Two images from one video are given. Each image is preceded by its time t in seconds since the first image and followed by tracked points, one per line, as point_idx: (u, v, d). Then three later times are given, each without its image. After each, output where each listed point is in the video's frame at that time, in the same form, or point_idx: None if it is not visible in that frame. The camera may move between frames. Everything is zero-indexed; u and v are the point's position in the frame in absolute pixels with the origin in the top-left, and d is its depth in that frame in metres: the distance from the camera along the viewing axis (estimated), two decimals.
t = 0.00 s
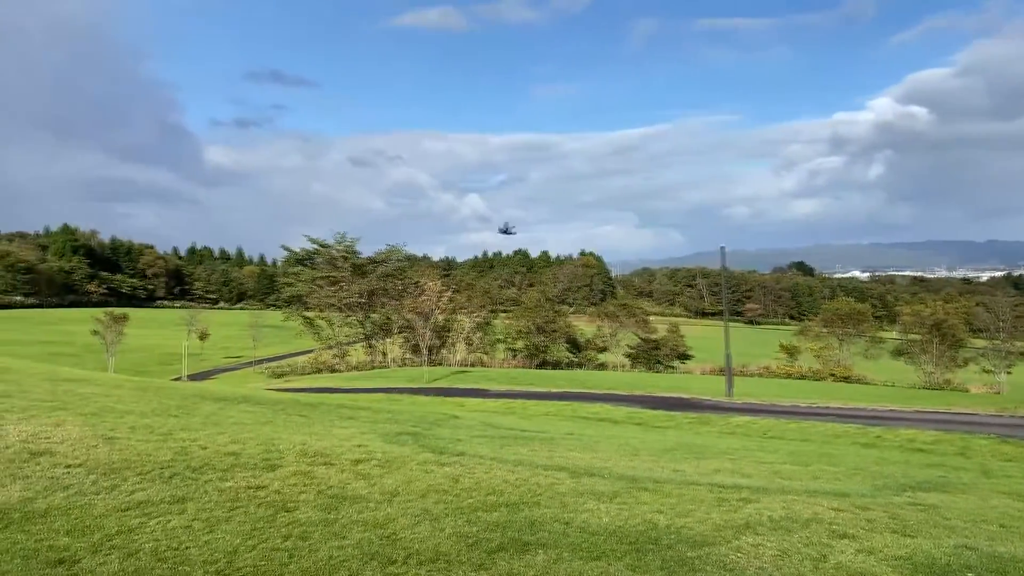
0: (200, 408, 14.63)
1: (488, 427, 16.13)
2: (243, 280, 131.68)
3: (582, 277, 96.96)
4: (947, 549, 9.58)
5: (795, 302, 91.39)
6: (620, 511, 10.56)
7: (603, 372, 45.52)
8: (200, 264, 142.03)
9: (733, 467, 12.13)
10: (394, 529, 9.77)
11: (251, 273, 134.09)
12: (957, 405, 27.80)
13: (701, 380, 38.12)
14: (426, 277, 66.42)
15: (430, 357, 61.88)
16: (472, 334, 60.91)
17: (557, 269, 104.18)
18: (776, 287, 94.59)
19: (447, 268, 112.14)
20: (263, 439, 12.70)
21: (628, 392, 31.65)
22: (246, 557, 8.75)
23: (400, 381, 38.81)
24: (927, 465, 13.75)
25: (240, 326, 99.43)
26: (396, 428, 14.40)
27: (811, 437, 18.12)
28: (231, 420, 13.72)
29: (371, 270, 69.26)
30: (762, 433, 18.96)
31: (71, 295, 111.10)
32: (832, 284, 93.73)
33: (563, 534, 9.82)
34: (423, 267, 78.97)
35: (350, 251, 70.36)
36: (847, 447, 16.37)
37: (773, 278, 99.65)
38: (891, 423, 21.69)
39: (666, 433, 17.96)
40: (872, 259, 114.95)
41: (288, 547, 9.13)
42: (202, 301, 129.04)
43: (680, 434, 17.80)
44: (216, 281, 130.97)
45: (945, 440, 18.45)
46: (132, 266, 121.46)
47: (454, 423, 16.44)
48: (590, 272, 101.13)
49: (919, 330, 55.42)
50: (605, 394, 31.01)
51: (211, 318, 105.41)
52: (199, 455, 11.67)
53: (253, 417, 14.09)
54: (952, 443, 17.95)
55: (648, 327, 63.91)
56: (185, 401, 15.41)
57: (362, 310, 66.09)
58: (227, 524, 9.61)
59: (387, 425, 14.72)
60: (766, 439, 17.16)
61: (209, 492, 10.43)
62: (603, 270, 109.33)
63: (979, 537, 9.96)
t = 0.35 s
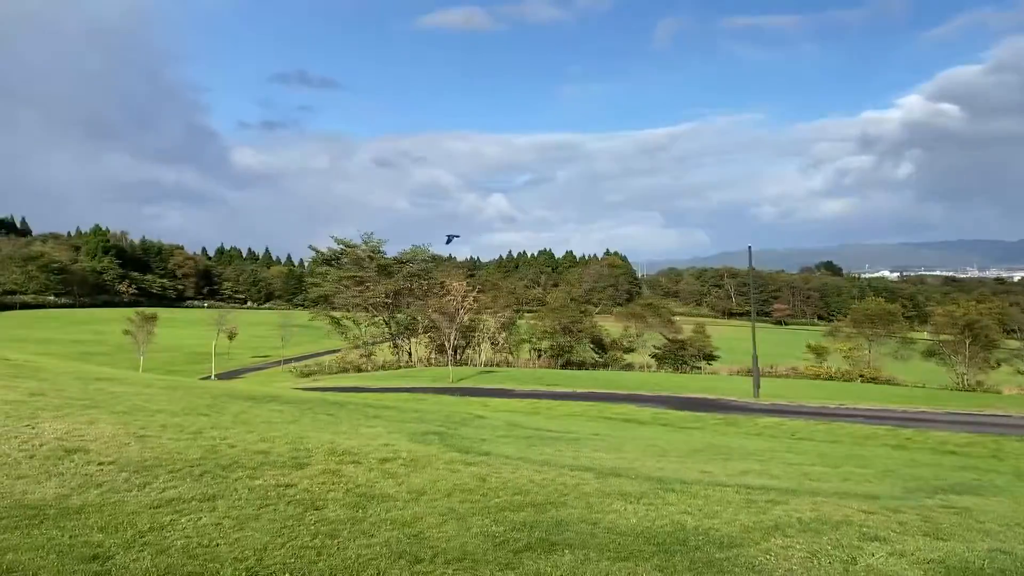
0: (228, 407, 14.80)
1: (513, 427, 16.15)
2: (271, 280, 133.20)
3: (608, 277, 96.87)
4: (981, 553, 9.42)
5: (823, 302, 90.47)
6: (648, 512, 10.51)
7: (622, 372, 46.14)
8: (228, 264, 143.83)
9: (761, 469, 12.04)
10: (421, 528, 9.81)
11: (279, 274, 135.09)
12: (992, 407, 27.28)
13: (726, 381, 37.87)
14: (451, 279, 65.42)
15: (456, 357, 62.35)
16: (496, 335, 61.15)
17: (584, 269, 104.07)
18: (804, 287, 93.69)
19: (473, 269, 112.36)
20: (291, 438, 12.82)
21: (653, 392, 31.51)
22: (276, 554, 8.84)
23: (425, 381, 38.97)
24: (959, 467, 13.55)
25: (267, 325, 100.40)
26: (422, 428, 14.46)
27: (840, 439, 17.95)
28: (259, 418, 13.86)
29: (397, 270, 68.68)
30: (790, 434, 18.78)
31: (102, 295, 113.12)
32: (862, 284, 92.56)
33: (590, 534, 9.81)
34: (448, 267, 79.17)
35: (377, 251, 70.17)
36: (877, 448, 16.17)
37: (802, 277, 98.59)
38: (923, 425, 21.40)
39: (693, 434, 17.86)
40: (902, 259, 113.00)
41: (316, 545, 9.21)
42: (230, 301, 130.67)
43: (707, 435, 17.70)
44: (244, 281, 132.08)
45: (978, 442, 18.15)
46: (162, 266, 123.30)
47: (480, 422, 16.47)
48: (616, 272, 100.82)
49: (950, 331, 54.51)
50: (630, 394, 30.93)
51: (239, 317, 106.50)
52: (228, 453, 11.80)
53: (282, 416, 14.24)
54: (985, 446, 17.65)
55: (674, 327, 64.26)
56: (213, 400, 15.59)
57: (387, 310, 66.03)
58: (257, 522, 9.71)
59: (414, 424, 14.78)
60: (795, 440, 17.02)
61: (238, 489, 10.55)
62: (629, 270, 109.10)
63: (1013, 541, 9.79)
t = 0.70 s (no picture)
0: (255, 406, 14.97)
1: (538, 427, 16.17)
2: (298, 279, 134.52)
3: (633, 277, 96.64)
4: (1014, 556, 9.25)
5: (851, 302, 89.57)
6: (673, 513, 10.45)
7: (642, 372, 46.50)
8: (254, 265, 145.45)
9: (787, 470, 11.97)
10: (445, 528, 9.82)
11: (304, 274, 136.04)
12: None
13: (751, 382, 37.60)
14: (474, 279, 66.02)
15: (480, 357, 62.29)
16: (521, 334, 61.76)
17: (609, 268, 103.97)
18: (832, 287, 92.81)
19: (497, 268, 112.51)
20: (317, 437, 12.90)
21: (678, 393, 31.40)
22: (302, 553, 8.89)
23: (450, 380, 39.10)
24: (991, 470, 13.34)
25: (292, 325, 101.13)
26: (447, 428, 14.50)
27: (869, 440, 17.75)
28: (284, 417, 13.97)
29: (422, 270, 69.30)
30: (817, 435, 18.61)
31: (130, 295, 114.79)
32: (890, 283, 91.39)
33: (615, 535, 9.77)
34: (472, 267, 79.38)
35: (402, 252, 70.74)
36: (906, 450, 15.98)
37: (829, 278, 97.53)
38: (953, 427, 21.11)
39: (719, 434, 17.76)
40: (932, 258, 111.20)
41: (341, 543, 9.26)
42: (258, 300, 132.08)
43: (734, 436, 17.61)
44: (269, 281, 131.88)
45: (1010, 444, 17.84)
46: (189, 267, 124.86)
47: (506, 422, 16.50)
48: (641, 272, 100.47)
49: (980, 330, 53.48)
50: (654, 395, 30.85)
51: (266, 317, 107.38)
52: (255, 452, 11.90)
53: (308, 415, 14.35)
54: (1018, 448, 17.36)
55: (700, 327, 64.40)
56: (240, 398, 15.76)
57: (412, 310, 66.47)
58: (283, 520, 9.77)
59: (439, 424, 14.82)
60: (822, 441, 16.87)
61: (265, 488, 10.63)
62: (654, 269, 108.74)
63: None
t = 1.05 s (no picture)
0: (283, 404, 15.13)
1: (565, 428, 16.20)
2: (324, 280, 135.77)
3: (659, 277, 96.41)
4: None
5: (880, 301, 88.66)
6: (700, 514, 10.40)
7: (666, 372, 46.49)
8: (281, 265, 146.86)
9: (816, 471, 11.89)
10: (472, 527, 9.84)
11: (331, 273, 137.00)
12: None
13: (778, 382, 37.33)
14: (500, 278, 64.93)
15: (505, 356, 63.30)
16: (546, 334, 61.87)
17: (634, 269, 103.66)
18: (861, 287, 91.77)
19: (522, 268, 112.67)
20: (344, 436, 12.98)
21: (705, 393, 31.24)
22: (330, 551, 8.95)
23: (475, 380, 39.21)
24: None
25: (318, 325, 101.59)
26: (473, 427, 14.54)
27: (900, 442, 17.54)
28: (311, 416, 14.11)
29: (447, 269, 69.51)
30: (846, 436, 18.42)
31: (160, 295, 116.22)
32: (921, 283, 90.02)
33: (642, 535, 9.73)
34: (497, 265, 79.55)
35: (427, 252, 70.51)
36: (938, 452, 15.75)
37: (858, 277, 96.35)
38: (988, 429, 20.76)
39: (747, 435, 17.65)
40: (963, 258, 109.40)
41: (369, 542, 9.30)
42: (285, 301, 133.58)
43: (762, 437, 17.50)
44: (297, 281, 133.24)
45: None
46: (217, 267, 126.30)
47: (532, 422, 16.54)
48: (666, 272, 100.07)
49: (1013, 331, 52.56)
50: (680, 395, 30.74)
51: (292, 317, 108.19)
52: (283, 450, 12.00)
53: (334, 414, 14.46)
54: None
55: (727, 328, 62.95)
56: (268, 397, 15.93)
57: (438, 310, 66.33)
58: (311, 518, 9.84)
59: (465, 424, 14.86)
60: (852, 442, 16.69)
61: (293, 486, 10.71)
62: (680, 269, 108.25)
63: None
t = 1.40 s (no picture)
0: (308, 404, 15.29)
1: (589, 428, 16.25)
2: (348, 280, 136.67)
3: (683, 276, 96.17)
4: None
5: (908, 301, 87.91)
6: (726, 515, 10.37)
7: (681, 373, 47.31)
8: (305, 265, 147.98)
9: (843, 473, 11.84)
10: (496, 527, 9.85)
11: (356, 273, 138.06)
12: None
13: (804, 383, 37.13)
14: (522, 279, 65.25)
15: (527, 356, 63.22)
16: (569, 334, 61.83)
17: (657, 268, 103.42)
18: (888, 287, 90.79)
19: (545, 268, 112.80)
20: (369, 436, 13.07)
21: (729, 394, 31.11)
22: (355, 549, 8.99)
23: (499, 380, 39.29)
24: None
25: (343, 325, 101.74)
26: (496, 427, 14.61)
27: (927, 444, 17.39)
28: (336, 415, 14.23)
29: (470, 269, 69.71)
30: (873, 438, 18.31)
31: (187, 294, 117.30)
32: (950, 283, 88.92)
33: (667, 536, 9.69)
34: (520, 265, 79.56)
35: (450, 252, 71.18)
36: (967, 454, 15.60)
37: (885, 277, 95.24)
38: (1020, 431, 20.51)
39: (773, 436, 17.58)
40: (992, 258, 107.84)
41: (394, 540, 9.35)
42: (311, 301, 134.39)
43: (787, 438, 17.43)
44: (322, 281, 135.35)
45: None
46: (244, 267, 126.73)
47: (556, 423, 16.60)
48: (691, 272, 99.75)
49: None
50: (704, 396, 30.67)
51: (316, 317, 108.59)
52: (309, 449, 12.08)
53: (359, 413, 14.57)
54: None
55: (753, 328, 62.17)
56: (293, 397, 16.10)
57: (460, 310, 67.12)
58: (337, 517, 9.90)
59: (490, 423, 14.95)
60: (879, 444, 16.57)
61: (319, 485, 10.77)
62: (704, 269, 107.79)
63: None
